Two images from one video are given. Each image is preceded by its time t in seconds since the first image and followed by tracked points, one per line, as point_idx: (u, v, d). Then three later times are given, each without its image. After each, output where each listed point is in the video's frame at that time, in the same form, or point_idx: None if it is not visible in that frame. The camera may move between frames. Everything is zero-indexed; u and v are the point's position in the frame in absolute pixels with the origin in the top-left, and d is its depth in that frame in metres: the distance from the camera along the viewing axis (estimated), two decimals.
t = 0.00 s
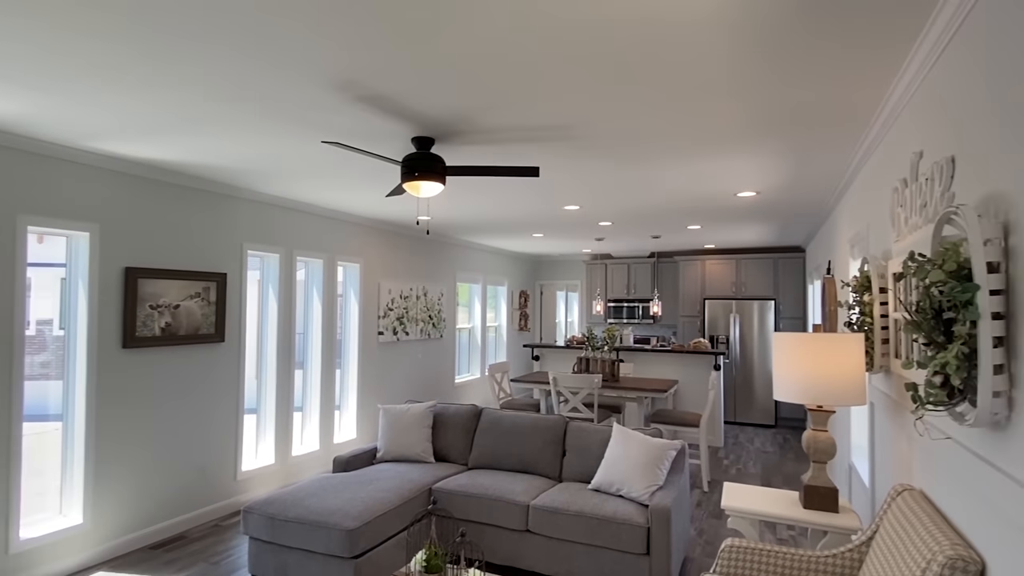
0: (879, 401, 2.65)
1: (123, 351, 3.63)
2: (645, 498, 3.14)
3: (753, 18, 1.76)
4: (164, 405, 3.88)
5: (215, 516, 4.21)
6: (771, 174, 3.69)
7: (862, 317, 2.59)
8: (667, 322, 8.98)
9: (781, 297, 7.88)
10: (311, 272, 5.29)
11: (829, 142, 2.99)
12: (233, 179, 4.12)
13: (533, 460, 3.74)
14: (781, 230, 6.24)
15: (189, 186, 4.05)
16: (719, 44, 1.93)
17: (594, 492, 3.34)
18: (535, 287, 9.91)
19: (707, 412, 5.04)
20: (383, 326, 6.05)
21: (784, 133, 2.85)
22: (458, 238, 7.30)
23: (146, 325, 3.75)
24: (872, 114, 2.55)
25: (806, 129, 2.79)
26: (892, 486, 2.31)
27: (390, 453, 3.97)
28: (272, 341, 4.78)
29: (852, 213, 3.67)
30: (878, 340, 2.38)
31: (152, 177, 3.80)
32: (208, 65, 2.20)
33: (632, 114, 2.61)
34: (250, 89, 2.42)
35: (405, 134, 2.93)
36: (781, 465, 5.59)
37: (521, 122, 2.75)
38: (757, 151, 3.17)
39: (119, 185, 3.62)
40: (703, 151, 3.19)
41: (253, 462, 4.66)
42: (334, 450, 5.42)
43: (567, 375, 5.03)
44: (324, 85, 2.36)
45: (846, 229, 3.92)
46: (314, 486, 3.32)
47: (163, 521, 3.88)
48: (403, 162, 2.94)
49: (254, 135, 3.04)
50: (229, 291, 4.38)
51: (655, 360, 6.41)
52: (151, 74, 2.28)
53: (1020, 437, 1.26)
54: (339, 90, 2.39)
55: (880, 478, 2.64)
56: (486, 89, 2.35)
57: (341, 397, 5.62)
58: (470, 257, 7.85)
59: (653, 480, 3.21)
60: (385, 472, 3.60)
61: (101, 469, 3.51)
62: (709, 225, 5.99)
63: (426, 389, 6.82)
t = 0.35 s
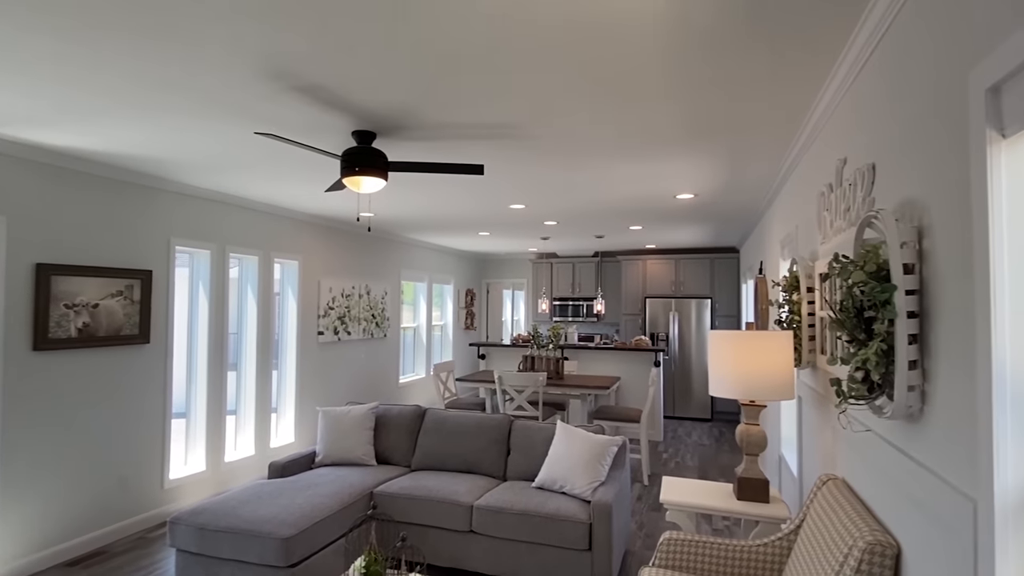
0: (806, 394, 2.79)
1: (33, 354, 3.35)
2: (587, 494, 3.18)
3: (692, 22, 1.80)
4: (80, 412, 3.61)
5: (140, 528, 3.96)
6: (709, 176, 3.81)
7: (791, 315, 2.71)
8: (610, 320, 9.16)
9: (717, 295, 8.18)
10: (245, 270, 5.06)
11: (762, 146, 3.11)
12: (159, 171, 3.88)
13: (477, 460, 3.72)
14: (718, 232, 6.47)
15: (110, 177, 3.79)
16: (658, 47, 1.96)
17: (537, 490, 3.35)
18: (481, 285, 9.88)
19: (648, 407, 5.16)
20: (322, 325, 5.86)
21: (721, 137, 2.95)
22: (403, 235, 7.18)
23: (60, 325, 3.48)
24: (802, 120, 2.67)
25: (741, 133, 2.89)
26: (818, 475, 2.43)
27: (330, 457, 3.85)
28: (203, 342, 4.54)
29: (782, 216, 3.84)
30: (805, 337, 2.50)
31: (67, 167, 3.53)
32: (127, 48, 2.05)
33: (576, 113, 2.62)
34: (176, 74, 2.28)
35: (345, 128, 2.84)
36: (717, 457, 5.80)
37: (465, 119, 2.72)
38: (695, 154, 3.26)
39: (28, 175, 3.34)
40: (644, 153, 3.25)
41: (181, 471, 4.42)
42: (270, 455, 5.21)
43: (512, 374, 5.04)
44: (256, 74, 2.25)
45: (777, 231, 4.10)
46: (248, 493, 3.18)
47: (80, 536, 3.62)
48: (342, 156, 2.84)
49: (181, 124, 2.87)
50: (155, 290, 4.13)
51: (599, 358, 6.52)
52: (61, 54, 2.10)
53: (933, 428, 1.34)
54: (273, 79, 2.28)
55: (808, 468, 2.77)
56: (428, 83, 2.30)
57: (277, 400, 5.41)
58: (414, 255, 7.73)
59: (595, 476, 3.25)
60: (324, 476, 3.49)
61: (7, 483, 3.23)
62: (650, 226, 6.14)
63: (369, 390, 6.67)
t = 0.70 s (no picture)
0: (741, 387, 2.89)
1: None
2: (533, 490, 3.19)
3: (634, 21, 1.81)
4: None
5: (59, 541, 3.70)
6: (652, 175, 3.89)
7: (727, 310, 2.80)
8: (558, 317, 9.25)
9: (661, 292, 8.39)
10: (176, 265, 4.80)
11: (702, 147, 3.19)
12: (79, 158, 3.62)
13: (422, 459, 3.66)
14: (661, 230, 6.64)
15: (23, 163, 3.50)
16: (602, 44, 1.97)
17: (483, 487, 3.34)
18: (429, 282, 9.78)
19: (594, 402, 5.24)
20: (261, 323, 5.64)
21: (664, 137, 3.01)
22: (347, 231, 7.00)
23: None
24: (740, 122, 2.75)
25: (683, 133, 2.96)
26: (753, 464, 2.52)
27: (268, 460, 3.71)
28: (130, 341, 4.27)
29: (721, 215, 3.97)
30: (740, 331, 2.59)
31: None
32: (36, 24, 1.89)
33: (521, 109, 2.61)
34: (94, 55, 2.12)
35: (282, 117, 2.73)
36: (660, 450, 5.96)
37: (409, 111, 2.66)
38: (639, 152, 3.32)
39: None
40: (590, 151, 3.28)
41: (106, 478, 4.15)
42: (205, 459, 4.97)
43: (459, 371, 5.00)
44: (184, 57, 2.12)
45: (716, 229, 4.23)
46: (178, 500, 3.01)
47: None
48: (280, 146, 2.73)
49: (102, 108, 2.68)
50: (75, 286, 3.85)
51: (546, 354, 6.57)
52: None
53: (855, 416, 1.41)
54: (202, 62, 2.16)
55: (743, 457, 2.87)
56: (370, 73, 2.23)
57: (213, 401, 5.17)
58: (360, 250, 7.56)
59: (541, 471, 3.26)
60: (261, 480, 3.36)
61: None
62: (597, 224, 6.23)
63: (311, 390, 6.48)
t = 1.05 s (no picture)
0: (686, 379, 2.97)
1: None
2: (483, 485, 3.18)
3: (581, 16, 1.83)
4: None
5: None
6: (603, 172, 3.93)
7: (673, 305, 2.87)
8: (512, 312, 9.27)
9: (612, 288, 8.54)
10: (109, 259, 4.54)
11: (650, 145, 3.26)
12: None
13: (372, 457, 3.60)
14: (613, 226, 6.74)
15: None
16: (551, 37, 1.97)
17: (434, 483, 3.31)
18: (382, 278, 9.63)
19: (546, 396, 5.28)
20: (203, 320, 5.42)
21: (613, 134, 3.05)
22: (296, 224, 6.81)
23: None
24: (686, 121, 2.82)
25: (631, 131, 3.00)
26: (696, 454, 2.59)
27: (208, 462, 3.57)
28: (58, 339, 4.02)
29: (668, 212, 4.06)
30: (684, 324, 2.66)
31: None
32: None
33: (471, 101, 2.59)
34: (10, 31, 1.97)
35: (222, 103, 2.61)
36: (610, 442, 6.07)
37: (356, 101, 2.59)
38: (589, 149, 3.35)
39: None
40: (541, 146, 3.29)
41: (32, 485, 3.88)
42: (141, 462, 4.73)
43: (411, 367, 4.94)
44: (112, 37, 2.00)
45: (664, 226, 4.33)
46: (109, 506, 2.86)
47: None
48: (219, 135, 2.62)
49: (21, 90, 2.50)
50: None
51: (500, 349, 6.57)
52: None
53: (788, 405, 1.46)
54: (133, 43, 2.04)
55: (688, 447, 2.95)
56: (315, 60, 2.17)
57: (150, 402, 4.92)
58: (309, 245, 7.36)
59: (492, 466, 3.26)
60: (201, 482, 3.23)
61: None
62: (550, 220, 6.27)
63: (257, 388, 6.27)
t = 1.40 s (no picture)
0: (642, 371, 3.02)
1: None
2: (443, 478, 3.18)
3: (538, 8, 1.83)
4: None
5: None
6: (562, 166, 3.96)
7: (629, 298, 2.92)
8: (474, 307, 9.26)
9: (573, 282, 8.62)
10: (48, 251, 4.29)
11: (609, 140, 3.29)
12: None
13: (329, 453, 3.55)
14: (573, 221, 6.80)
15: None
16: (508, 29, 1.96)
17: (393, 478, 3.28)
18: (341, 272, 9.47)
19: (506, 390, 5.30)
20: (151, 314, 5.21)
21: (572, 128, 3.07)
22: (250, 216, 6.61)
23: None
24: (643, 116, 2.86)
25: (590, 125, 3.03)
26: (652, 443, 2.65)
27: (156, 461, 3.44)
28: None
29: (626, 207, 4.12)
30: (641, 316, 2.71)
31: None
32: None
33: (430, 92, 2.56)
34: None
35: (168, 89, 2.51)
36: (570, 434, 6.14)
37: (310, 89, 2.53)
38: (549, 143, 3.36)
39: None
40: (501, 139, 3.29)
41: None
42: (85, 464, 4.53)
43: (370, 362, 4.88)
44: (45, 15, 1.89)
45: (622, 220, 4.40)
46: (47, 509, 2.73)
47: None
48: (165, 121, 2.51)
49: None
50: None
51: (461, 343, 6.56)
52: None
53: (736, 393, 1.51)
54: (69, 23, 1.94)
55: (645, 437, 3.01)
56: (266, 46, 2.10)
57: (94, 401, 4.69)
58: (264, 238, 7.17)
59: (451, 459, 3.26)
60: (148, 482, 3.11)
61: None
62: (511, 214, 6.28)
63: (209, 385, 6.08)
